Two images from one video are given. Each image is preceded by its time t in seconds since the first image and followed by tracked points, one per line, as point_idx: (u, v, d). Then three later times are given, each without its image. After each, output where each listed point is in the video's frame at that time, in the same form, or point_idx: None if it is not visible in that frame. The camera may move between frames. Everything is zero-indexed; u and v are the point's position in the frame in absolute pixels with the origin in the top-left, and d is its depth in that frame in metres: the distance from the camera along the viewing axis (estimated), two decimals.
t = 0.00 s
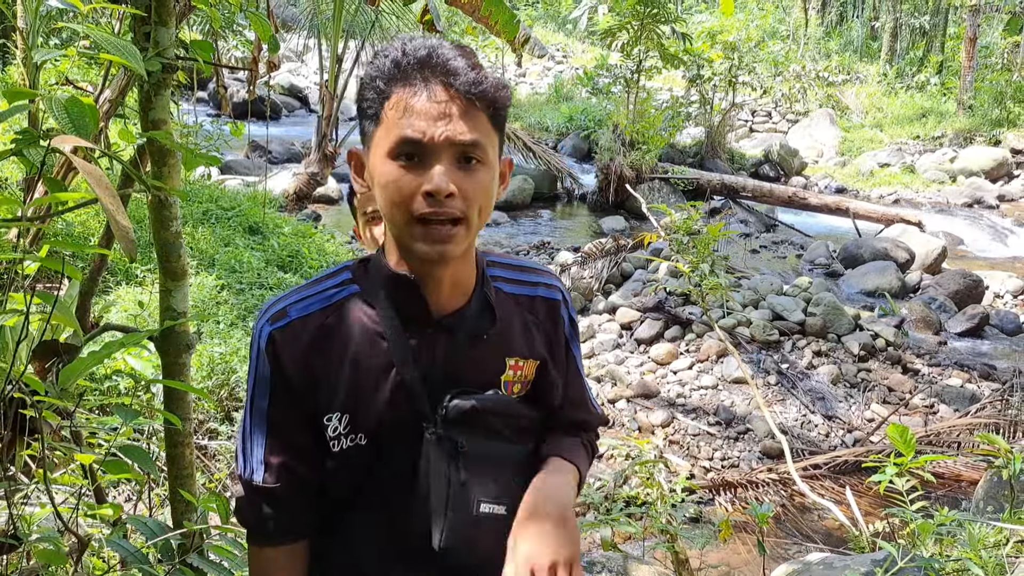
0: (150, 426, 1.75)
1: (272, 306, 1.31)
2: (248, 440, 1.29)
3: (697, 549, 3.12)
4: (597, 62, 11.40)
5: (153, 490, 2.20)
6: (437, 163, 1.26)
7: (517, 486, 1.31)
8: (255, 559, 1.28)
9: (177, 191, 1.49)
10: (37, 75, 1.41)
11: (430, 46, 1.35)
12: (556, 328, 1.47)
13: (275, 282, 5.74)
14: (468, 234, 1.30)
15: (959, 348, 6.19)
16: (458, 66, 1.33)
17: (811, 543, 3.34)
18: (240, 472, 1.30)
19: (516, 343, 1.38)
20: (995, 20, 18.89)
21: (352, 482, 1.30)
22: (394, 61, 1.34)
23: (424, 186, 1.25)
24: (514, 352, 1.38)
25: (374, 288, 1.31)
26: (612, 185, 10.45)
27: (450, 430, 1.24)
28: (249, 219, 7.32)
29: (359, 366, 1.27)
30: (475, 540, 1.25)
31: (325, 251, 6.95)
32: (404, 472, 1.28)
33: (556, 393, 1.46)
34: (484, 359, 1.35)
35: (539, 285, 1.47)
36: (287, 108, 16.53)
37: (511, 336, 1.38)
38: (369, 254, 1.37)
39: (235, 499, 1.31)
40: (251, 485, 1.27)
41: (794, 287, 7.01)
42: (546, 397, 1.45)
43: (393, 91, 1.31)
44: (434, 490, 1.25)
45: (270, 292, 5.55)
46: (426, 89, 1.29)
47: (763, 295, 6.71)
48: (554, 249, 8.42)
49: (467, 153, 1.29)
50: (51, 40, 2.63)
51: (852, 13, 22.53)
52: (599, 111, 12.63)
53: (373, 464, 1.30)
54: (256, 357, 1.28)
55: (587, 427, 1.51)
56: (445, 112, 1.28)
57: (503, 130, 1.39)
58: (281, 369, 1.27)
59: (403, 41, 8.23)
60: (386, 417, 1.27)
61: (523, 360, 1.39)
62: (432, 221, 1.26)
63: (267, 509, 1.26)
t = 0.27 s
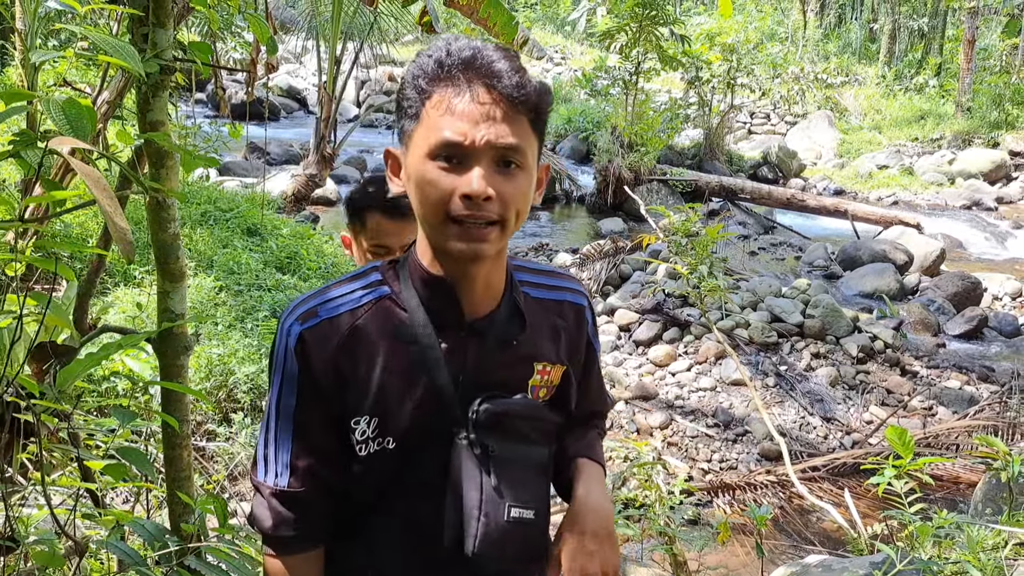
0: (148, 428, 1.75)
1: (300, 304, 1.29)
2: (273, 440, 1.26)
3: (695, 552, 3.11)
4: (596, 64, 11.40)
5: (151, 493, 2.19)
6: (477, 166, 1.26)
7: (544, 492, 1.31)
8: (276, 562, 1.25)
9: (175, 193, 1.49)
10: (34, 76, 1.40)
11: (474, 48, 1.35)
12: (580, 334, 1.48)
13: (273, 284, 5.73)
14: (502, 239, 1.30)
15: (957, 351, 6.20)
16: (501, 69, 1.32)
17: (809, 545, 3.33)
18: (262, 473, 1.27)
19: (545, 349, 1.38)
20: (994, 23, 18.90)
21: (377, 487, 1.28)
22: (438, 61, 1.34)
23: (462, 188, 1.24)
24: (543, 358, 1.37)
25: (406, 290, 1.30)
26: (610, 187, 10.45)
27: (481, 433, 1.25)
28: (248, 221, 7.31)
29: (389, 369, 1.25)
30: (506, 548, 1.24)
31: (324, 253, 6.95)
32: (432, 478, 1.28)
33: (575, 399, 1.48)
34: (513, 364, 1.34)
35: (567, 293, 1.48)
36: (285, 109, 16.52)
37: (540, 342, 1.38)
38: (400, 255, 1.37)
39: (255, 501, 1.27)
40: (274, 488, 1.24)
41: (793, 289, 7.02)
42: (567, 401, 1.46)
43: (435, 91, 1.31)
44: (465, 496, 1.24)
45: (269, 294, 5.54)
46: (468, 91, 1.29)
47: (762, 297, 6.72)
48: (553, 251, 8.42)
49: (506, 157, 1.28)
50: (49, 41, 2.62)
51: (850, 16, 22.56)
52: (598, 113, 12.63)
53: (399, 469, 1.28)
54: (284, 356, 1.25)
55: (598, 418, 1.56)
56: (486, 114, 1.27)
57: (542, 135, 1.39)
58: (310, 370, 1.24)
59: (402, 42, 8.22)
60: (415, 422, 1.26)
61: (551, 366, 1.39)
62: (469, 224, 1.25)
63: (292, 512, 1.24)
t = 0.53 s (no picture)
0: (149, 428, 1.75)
1: (333, 291, 1.29)
2: (291, 420, 1.26)
3: (696, 552, 3.11)
4: (597, 63, 11.40)
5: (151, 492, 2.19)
6: (518, 168, 1.24)
7: (563, 499, 1.26)
8: (287, 540, 1.25)
9: (175, 192, 1.49)
10: (34, 75, 1.41)
11: (524, 48, 1.33)
12: (611, 343, 1.48)
13: (274, 283, 5.73)
14: (541, 244, 1.28)
15: (958, 351, 6.19)
16: (550, 71, 1.30)
17: (810, 545, 3.33)
18: (278, 451, 1.27)
19: (573, 355, 1.37)
20: (995, 23, 18.88)
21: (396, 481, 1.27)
22: (485, 61, 1.32)
23: (501, 190, 1.22)
24: (571, 364, 1.36)
25: (439, 287, 1.29)
26: (611, 187, 10.44)
27: (503, 436, 1.22)
28: (249, 220, 7.31)
29: (420, 365, 1.25)
30: (523, 554, 1.19)
31: (325, 252, 6.95)
32: (452, 475, 1.26)
33: (604, 408, 1.47)
34: (542, 369, 1.33)
35: (598, 301, 1.47)
36: (286, 109, 16.53)
37: (569, 348, 1.37)
38: (435, 251, 1.36)
39: (270, 477, 1.28)
40: (289, 469, 1.24)
41: (794, 289, 7.01)
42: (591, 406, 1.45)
43: (480, 90, 1.30)
44: (480, 496, 1.20)
45: (269, 293, 5.54)
46: (513, 92, 1.26)
47: (763, 297, 6.71)
48: (554, 251, 8.41)
49: (549, 161, 1.26)
50: (50, 41, 2.62)
51: (852, 16, 22.55)
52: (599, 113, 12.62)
53: (419, 465, 1.26)
54: (311, 341, 1.25)
55: (629, 438, 1.55)
56: (529, 116, 1.25)
57: (586, 142, 1.36)
58: (337, 358, 1.24)
59: (403, 42, 8.22)
60: (440, 419, 1.25)
61: (578, 372, 1.37)
62: (505, 226, 1.23)
63: (306, 492, 1.24)
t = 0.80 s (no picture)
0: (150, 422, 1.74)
1: (356, 280, 1.30)
2: (308, 400, 1.28)
3: (697, 547, 3.12)
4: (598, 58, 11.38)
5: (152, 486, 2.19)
6: (541, 173, 1.24)
7: (574, 499, 1.24)
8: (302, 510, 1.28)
9: (177, 186, 1.49)
10: (36, 69, 1.41)
11: (552, 53, 1.32)
12: (634, 346, 1.41)
13: (274, 278, 5.74)
14: (562, 246, 1.27)
15: (959, 347, 6.20)
16: (577, 76, 1.29)
17: (810, 540, 3.33)
18: (295, 427, 1.29)
19: (591, 356, 1.32)
20: (996, 19, 18.85)
21: (404, 474, 1.25)
22: (513, 65, 1.32)
23: (523, 194, 1.23)
24: (587, 364, 1.32)
25: (458, 282, 1.28)
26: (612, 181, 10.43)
27: (514, 434, 1.19)
28: (249, 214, 7.30)
29: (435, 360, 1.23)
30: (527, 549, 1.18)
31: (325, 247, 6.95)
32: (461, 470, 1.23)
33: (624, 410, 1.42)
34: (557, 369, 1.29)
35: (619, 297, 1.40)
36: (286, 103, 16.52)
37: (586, 349, 1.32)
38: (459, 247, 1.36)
39: (288, 449, 1.32)
40: (303, 443, 1.27)
41: (794, 285, 7.01)
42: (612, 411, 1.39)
43: (507, 93, 1.30)
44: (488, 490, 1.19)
45: (270, 288, 5.55)
46: (538, 97, 1.26)
47: (763, 292, 6.71)
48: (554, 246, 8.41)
49: (572, 166, 1.26)
50: (52, 35, 2.61)
51: (853, 11, 22.52)
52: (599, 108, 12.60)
53: (427, 460, 1.24)
54: (329, 327, 1.26)
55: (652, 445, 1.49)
56: (553, 121, 1.25)
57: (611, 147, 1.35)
58: (353, 344, 1.24)
59: (404, 36, 8.20)
60: (452, 413, 1.23)
61: (594, 373, 1.33)
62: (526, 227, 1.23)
63: (317, 464, 1.27)
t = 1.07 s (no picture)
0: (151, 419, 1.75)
1: (356, 278, 1.30)
2: (310, 396, 1.27)
3: (697, 546, 3.12)
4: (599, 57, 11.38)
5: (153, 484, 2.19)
6: (532, 167, 1.24)
7: (572, 498, 1.27)
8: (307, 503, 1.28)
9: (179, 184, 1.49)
10: (37, 68, 1.41)
11: (537, 47, 1.33)
12: (632, 338, 1.40)
13: (275, 276, 5.74)
14: (558, 241, 1.26)
15: (959, 346, 6.20)
16: (565, 67, 1.29)
17: (810, 540, 3.33)
18: (298, 424, 1.29)
19: (589, 351, 1.32)
20: (997, 19, 18.85)
21: (406, 472, 1.24)
22: (500, 60, 1.32)
23: (515, 189, 1.22)
24: (586, 359, 1.31)
25: (456, 279, 1.28)
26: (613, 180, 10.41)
27: (512, 430, 1.21)
28: (250, 213, 7.30)
29: (434, 357, 1.23)
30: (528, 546, 1.21)
31: (326, 245, 6.95)
32: (464, 467, 1.23)
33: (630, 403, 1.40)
34: (557, 366, 1.29)
35: (619, 294, 1.40)
36: (288, 101, 16.52)
37: (584, 343, 1.32)
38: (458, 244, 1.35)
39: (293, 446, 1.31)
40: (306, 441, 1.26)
41: (795, 284, 7.00)
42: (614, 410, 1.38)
43: (495, 89, 1.30)
44: (488, 485, 1.21)
45: (271, 286, 5.55)
46: (524, 91, 1.27)
47: (764, 291, 6.70)
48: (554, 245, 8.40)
49: (563, 159, 1.25)
50: (53, 33, 2.61)
51: (854, 10, 22.50)
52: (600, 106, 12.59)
53: (429, 457, 1.23)
54: (330, 324, 1.26)
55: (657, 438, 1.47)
56: (542, 115, 1.25)
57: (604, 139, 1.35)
58: (354, 342, 1.24)
59: (405, 35, 8.19)
60: (452, 409, 1.22)
61: (592, 369, 1.32)
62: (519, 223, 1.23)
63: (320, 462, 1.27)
